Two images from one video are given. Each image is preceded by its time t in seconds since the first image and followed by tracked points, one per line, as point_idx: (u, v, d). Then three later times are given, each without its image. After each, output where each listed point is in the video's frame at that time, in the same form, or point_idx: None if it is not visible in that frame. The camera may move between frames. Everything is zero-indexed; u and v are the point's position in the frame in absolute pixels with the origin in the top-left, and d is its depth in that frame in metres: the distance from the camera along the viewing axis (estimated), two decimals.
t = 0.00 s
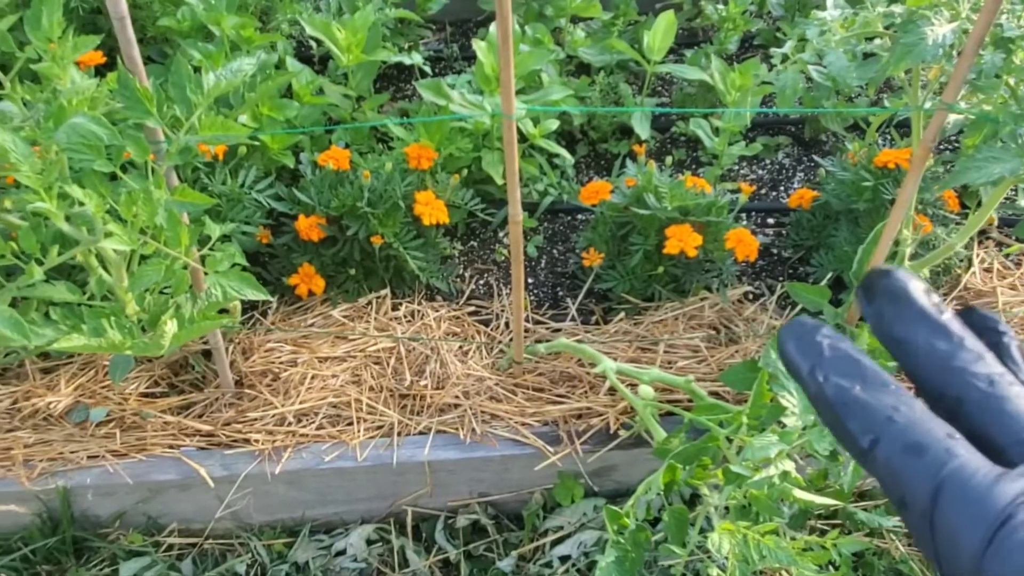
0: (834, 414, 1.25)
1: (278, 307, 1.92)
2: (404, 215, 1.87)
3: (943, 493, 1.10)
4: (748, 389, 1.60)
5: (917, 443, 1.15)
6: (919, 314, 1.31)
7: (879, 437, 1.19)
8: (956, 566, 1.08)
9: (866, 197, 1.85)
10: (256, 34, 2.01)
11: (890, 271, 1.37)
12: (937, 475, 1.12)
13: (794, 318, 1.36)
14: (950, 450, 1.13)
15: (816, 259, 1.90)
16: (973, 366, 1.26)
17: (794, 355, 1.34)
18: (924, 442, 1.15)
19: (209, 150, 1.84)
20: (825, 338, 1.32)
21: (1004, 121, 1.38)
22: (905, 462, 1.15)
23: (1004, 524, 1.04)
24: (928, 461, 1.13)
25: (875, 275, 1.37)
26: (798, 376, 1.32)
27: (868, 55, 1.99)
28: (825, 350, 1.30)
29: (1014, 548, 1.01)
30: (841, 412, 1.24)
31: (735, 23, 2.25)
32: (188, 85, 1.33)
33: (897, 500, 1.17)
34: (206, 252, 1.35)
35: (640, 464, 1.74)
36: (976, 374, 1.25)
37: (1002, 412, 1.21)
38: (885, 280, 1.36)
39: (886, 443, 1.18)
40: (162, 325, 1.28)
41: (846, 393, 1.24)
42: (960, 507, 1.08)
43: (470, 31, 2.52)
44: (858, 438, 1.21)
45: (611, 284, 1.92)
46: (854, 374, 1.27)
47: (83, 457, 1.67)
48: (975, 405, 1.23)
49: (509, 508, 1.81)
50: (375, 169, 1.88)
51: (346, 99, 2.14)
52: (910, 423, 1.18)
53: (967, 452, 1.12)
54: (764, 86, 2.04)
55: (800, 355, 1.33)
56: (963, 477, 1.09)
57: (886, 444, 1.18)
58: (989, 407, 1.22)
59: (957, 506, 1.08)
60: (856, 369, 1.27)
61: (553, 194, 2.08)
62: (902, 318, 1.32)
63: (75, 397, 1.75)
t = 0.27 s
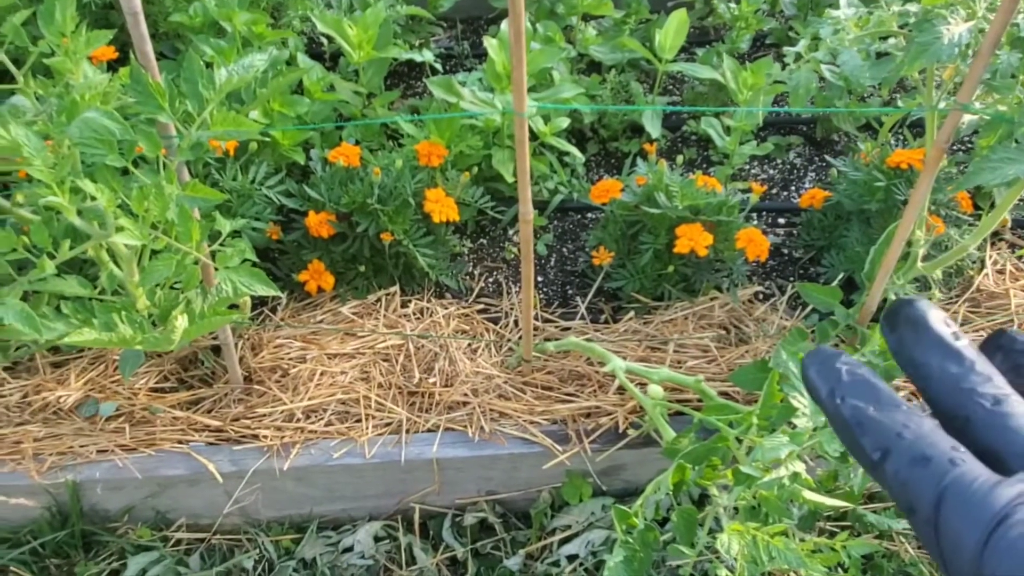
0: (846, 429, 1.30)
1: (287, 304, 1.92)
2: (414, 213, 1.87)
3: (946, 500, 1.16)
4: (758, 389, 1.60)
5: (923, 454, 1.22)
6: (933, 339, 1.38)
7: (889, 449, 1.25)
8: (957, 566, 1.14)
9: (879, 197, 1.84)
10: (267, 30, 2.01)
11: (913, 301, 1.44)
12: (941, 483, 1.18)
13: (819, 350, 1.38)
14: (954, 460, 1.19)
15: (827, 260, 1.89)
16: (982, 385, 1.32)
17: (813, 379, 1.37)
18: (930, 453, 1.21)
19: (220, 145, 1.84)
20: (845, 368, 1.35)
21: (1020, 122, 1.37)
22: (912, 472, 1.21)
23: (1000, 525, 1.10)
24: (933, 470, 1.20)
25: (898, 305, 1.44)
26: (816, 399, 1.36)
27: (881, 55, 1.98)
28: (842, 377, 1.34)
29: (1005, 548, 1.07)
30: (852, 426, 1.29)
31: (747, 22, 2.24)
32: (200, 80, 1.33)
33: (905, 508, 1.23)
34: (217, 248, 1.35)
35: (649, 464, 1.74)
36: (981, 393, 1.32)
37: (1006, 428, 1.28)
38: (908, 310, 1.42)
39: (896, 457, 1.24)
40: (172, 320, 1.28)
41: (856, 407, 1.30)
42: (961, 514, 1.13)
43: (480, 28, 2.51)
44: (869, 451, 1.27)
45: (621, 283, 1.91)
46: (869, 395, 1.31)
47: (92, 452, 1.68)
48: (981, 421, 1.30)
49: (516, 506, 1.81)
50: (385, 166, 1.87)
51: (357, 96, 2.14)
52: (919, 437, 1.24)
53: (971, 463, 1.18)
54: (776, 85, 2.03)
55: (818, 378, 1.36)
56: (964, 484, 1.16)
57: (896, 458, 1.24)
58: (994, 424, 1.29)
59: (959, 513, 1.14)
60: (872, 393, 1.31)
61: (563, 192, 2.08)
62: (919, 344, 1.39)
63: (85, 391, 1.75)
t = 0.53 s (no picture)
0: (744, 454, 0.96)
1: (299, 302, 1.92)
2: (426, 212, 1.87)
3: (848, 502, 0.83)
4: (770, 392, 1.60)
5: (822, 453, 0.87)
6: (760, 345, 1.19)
7: (785, 455, 0.90)
8: None
9: (892, 199, 1.83)
10: (280, 28, 2.01)
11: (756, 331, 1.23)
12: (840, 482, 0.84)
13: (760, 340, 1.03)
14: (853, 455, 0.85)
15: (839, 262, 1.89)
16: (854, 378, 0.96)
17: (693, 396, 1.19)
18: (826, 449, 0.86)
19: (233, 143, 1.84)
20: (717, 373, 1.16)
21: None
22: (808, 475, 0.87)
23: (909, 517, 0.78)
24: (828, 467, 0.85)
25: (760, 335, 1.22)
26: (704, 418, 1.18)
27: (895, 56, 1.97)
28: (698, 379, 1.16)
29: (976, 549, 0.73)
30: (743, 446, 0.95)
31: (760, 22, 2.23)
32: (215, 78, 1.33)
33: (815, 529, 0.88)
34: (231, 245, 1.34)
35: (660, 465, 1.74)
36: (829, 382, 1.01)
37: (893, 423, 0.89)
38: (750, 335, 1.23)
39: (794, 461, 0.89)
40: (187, 318, 1.28)
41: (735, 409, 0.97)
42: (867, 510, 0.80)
43: (492, 27, 2.51)
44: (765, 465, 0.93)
45: (633, 284, 1.91)
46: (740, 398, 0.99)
47: (104, 448, 1.68)
48: (873, 426, 0.90)
49: (526, 506, 1.81)
50: (397, 165, 1.87)
51: (369, 94, 2.14)
52: (813, 434, 0.89)
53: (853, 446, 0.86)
54: (790, 85, 2.03)
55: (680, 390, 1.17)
56: (862, 479, 0.82)
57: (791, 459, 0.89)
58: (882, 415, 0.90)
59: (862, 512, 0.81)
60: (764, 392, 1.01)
61: (574, 192, 2.07)
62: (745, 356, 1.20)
63: (97, 387, 1.76)
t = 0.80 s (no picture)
0: (716, 458, 1.14)
1: (307, 294, 1.92)
2: (435, 204, 1.87)
3: (825, 483, 1.02)
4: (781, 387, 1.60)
5: (791, 442, 1.05)
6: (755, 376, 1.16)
7: (756, 451, 1.09)
8: (856, 553, 1.00)
9: (903, 195, 1.82)
10: (291, 20, 2.01)
11: (723, 370, 1.22)
12: (815, 464, 1.02)
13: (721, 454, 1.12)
14: (823, 439, 1.04)
15: (850, 257, 1.88)
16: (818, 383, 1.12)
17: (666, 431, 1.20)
18: (797, 438, 1.05)
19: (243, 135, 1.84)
20: (694, 405, 1.17)
21: None
22: (786, 464, 1.05)
23: (885, 495, 0.96)
24: (803, 457, 1.04)
25: (712, 375, 1.24)
26: (678, 448, 1.19)
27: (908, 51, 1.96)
28: (694, 412, 1.17)
29: (945, 523, 0.92)
30: (716, 450, 1.13)
31: (771, 17, 2.22)
32: (227, 68, 1.33)
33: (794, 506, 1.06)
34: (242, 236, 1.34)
35: (669, 460, 1.73)
36: (817, 391, 1.10)
37: (855, 410, 1.06)
38: (715, 378, 1.22)
39: (766, 455, 1.08)
40: (198, 308, 1.28)
41: (716, 428, 1.13)
42: (845, 488, 0.99)
43: (502, 21, 2.50)
44: (740, 463, 1.11)
45: (642, 278, 1.91)
46: (721, 415, 1.14)
47: (113, 438, 1.68)
48: (835, 416, 1.07)
49: (534, 500, 1.81)
50: (407, 158, 1.87)
51: (379, 87, 2.13)
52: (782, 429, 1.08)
53: (835, 435, 1.04)
54: (801, 80, 2.02)
55: (669, 424, 1.19)
56: (835, 458, 1.02)
57: (766, 456, 1.08)
58: (846, 409, 1.07)
59: (843, 490, 0.99)
60: (738, 413, 1.12)
61: (584, 186, 2.07)
62: (742, 388, 1.16)
63: (106, 378, 1.76)
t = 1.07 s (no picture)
0: None
1: (317, 291, 1.92)
2: (445, 202, 1.87)
3: None
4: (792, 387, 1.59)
5: (794, 563, 1.04)
6: (761, 505, 1.20)
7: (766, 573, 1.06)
8: None
9: (914, 195, 1.82)
10: (301, 17, 2.01)
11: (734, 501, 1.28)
12: None
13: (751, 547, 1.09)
14: (823, 558, 1.02)
15: (860, 258, 1.88)
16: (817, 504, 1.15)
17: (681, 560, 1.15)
18: (798, 558, 1.04)
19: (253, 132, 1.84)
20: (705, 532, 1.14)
21: None
22: None
23: None
24: None
25: (728, 504, 1.29)
26: None
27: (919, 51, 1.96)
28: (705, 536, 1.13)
29: None
30: None
31: (782, 17, 2.22)
32: (239, 65, 1.33)
33: None
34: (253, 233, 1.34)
35: (677, 459, 1.73)
36: (819, 513, 1.11)
37: (856, 527, 1.06)
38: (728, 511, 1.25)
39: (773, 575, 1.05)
40: (209, 304, 1.28)
41: (730, 553, 1.10)
42: None
43: (512, 19, 2.50)
44: None
45: (651, 278, 1.90)
46: (733, 544, 1.11)
47: (123, 434, 1.69)
48: (837, 537, 1.07)
49: (542, 499, 1.81)
50: (417, 156, 1.87)
51: (388, 85, 2.13)
52: (789, 551, 1.06)
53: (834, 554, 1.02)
54: (812, 80, 2.01)
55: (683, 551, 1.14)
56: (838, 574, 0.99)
57: None
58: (847, 529, 1.07)
59: None
60: (748, 541, 1.10)
61: (593, 185, 2.07)
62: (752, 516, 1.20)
63: (116, 373, 1.77)
